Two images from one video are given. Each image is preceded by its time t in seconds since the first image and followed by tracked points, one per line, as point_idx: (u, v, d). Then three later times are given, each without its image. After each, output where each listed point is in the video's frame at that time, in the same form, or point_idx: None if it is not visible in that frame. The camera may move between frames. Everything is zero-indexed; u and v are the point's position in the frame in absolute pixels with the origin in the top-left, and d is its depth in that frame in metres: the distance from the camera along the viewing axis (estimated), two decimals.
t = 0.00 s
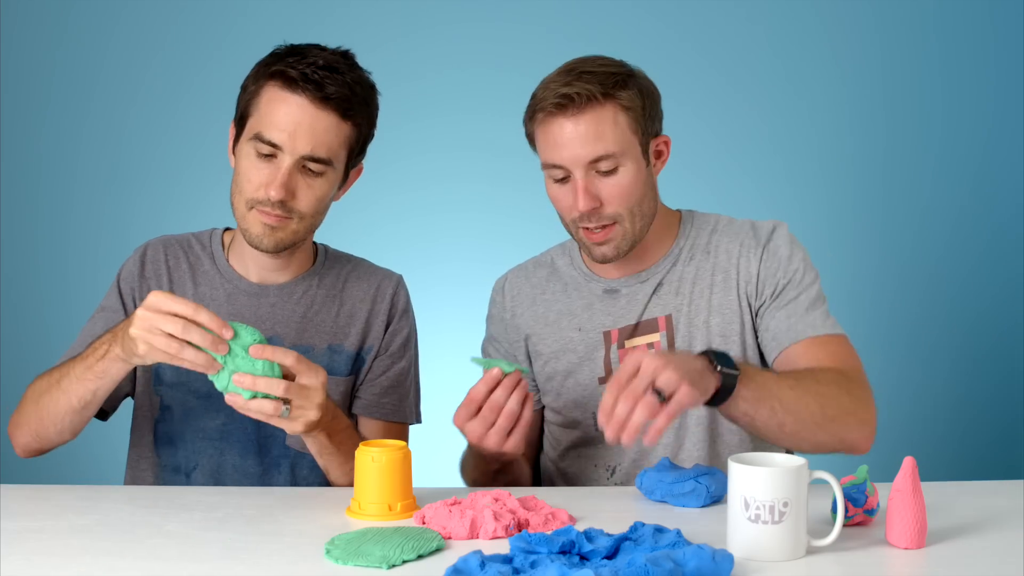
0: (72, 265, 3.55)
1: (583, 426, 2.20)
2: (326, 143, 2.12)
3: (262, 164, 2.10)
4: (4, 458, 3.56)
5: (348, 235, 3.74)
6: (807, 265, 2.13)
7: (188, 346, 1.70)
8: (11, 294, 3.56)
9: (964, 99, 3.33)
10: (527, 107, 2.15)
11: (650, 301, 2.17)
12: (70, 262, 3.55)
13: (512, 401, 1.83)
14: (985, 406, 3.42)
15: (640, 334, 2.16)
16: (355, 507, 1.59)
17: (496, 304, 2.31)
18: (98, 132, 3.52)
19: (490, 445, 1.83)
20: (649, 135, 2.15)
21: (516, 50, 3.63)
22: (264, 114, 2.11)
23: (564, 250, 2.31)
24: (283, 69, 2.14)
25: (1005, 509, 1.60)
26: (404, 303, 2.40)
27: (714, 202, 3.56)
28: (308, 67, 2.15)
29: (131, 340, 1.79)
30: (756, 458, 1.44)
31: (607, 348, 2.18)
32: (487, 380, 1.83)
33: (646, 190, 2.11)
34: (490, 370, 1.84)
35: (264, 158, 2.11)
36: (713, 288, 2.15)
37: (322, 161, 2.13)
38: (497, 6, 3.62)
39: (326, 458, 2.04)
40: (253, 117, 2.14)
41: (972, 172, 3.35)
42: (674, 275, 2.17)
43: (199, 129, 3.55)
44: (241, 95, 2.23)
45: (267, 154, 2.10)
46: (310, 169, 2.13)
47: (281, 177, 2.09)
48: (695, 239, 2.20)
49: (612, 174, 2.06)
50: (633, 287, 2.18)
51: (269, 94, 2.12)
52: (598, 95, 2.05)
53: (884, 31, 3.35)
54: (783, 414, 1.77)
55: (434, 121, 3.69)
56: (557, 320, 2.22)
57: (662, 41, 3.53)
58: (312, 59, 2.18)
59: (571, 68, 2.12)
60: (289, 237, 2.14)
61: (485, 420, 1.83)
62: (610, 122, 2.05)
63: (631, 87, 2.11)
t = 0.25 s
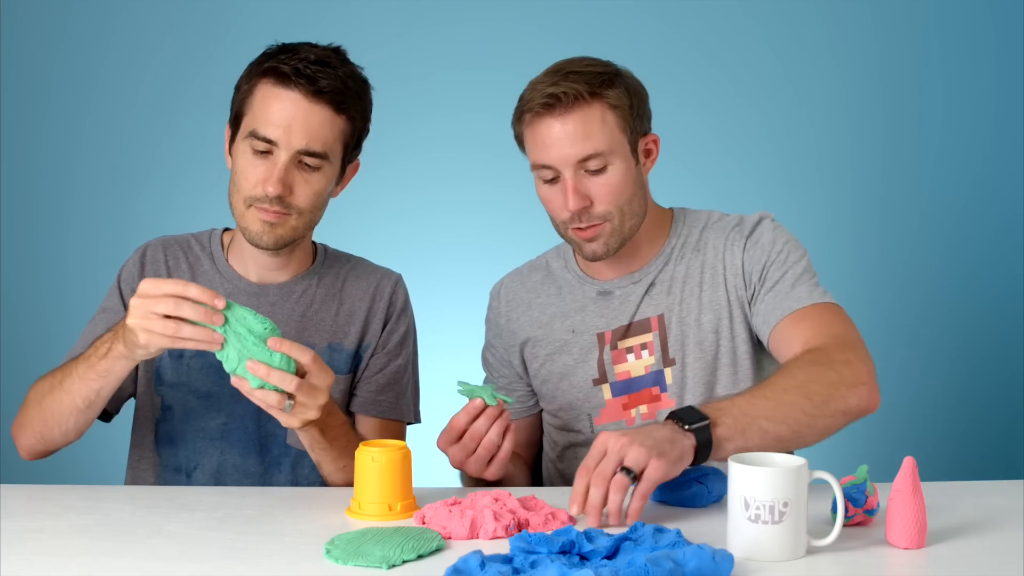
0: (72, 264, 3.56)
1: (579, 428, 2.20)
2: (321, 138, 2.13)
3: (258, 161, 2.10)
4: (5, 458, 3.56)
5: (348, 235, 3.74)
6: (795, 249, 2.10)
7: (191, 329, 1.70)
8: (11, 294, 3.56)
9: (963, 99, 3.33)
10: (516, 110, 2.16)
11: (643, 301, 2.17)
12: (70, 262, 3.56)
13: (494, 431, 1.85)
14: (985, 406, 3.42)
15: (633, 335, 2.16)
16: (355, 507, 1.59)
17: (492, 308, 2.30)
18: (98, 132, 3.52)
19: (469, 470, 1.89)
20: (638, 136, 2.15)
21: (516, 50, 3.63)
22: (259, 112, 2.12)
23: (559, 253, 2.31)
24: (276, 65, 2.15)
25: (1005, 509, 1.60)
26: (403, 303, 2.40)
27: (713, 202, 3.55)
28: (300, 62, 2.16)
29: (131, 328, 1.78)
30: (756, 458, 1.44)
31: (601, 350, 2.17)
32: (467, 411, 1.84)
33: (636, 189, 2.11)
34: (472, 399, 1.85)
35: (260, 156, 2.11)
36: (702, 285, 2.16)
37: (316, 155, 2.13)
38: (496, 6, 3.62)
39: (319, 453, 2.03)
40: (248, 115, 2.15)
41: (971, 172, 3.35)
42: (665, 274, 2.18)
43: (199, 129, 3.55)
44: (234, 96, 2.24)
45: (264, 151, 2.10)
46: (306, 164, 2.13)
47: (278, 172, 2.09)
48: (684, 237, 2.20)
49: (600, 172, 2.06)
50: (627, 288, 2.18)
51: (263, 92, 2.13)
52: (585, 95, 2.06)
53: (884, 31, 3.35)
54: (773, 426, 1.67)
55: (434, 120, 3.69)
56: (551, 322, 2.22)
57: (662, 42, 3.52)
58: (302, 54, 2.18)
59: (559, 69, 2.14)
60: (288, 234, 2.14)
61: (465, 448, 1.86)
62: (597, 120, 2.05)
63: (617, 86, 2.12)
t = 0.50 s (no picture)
0: (72, 264, 3.56)
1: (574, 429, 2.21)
2: (315, 131, 2.13)
3: (253, 160, 2.10)
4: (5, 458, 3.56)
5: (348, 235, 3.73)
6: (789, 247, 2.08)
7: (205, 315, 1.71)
8: (11, 294, 3.55)
9: (963, 99, 3.33)
10: (496, 104, 2.20)
11: (637, 303, 2.17)
12: (70, 262, 3.56)
13: (495, 432, 1.85)
14: (985, 407, 3.42)
15: (627, 337, 2.16)
16: (355, 507, 1.59)
17: (491, 309, 2.31)
18: (98, 132, 3.52)
19: (468, 469, 1.89)
20: (615, 127, 2.17)
21: (516, 50, 3.63)
22: (251, 110, 2.12)
23: (557, 253, 2.32)
24: (264, 63, 2.14)
25: (1005, 509, 1.60)
26: (401, 301, 2.39)
27: (713, 202, 3.55)
28: (287, 58, 2.15)
29: (147, 317, 1.81)
30: (755, 458, 1.44)
31: (595, 352, 2.18)
32: (469, 409, 1.84)
33: (611, 178, 2.13)
34: (474, 398, 1.85)
35: (254, 154, 2.11)
36: (694, 288, 2.15)
37: (313, 148, 2.13)
38: (496, 6, 3.62)
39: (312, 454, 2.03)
40: (239, 115, 2.15)
41: (971, 172, 3.35)
42: (659, 275, 2.17)
43: (199, 129, 3.55)
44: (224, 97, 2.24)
45: (258, 150, 2.10)
46: (302, 159, 2.13)
47: (275, 169, 2.09)
48: (679, 238, 2.20)
49: (572, 161, 2.09)
50: (622, 289, 2.18)
51: (253, 90, 2.13)
52: (552, 84, 2.11)
53: (884, 32, 3.35)
54: (761, 432, 1.65)
55: (434, 121, 3.69)
56: (547, 323, 2.23)
57: (662, 42, 3.52)
58: (289, 50, 2.18)
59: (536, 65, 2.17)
60: (290, 230, 2.14)
61: (465, 446, 1.86)
62: (566, 109, 2.09)
63: (590, 77, 2.15)
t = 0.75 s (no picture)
0: (72, 264, 3.56)
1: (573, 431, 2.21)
2: (309, 126, 2.13)
3: (252, 163, 2.10)
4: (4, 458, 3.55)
5: (348, 236, 3.74)
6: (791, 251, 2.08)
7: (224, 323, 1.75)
8: (11, 294, 3.55)
9: (963, 100, 3.33)
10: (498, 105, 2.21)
11: (636, 303, 2.17)
12: (70, 262, 3.56)
13: (489, 441, 1.85)
14: (985, 407, 3.42)
15: (626, 338, 2.16)
16: (355, 507, 1.59)
17: (489, 309, 2.31)
18: (98, 132, 3.52)
19: (464, 480, 1.88)
20: (618, 126, 2.17)
21: (516, 51, 3.63)
22: (240, 114, 2.12)
23: (556, 253, 2.32)
24: (249, 66, 2.14)
25: (1005, 510, 1.60)
26: (401, 301, 2.38)
27: (713, 202, 3.55)
28: (271, 58, 2.15)
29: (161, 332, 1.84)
30: (755, 458, 1.44)
31: (595, 353, 2.18)
32: (462, 418, 1.85)
33: (616, 177, 2.13)
34: (467, 408, 1.85)
35: (252, 158, 2.11)
36: (694, 289, 2.15)
37: (310, 145, 2.13)
38: (496, 6, 3.62)
39: (315, 447, 2.04)
40: (229, 120, 2.15)
41: (970, 172, 3.35)
42: (659, 276, 2.17)
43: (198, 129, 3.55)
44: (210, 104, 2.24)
45: (254, 153, 2.11)
46: (299, 156, 2.13)
47: (275, 170, 2.09)
48: (678, 238, 2.20)
49: (576, 160, 2.10)
50: (621, 290, 2.18)
51: (240, 94, 2.13)
52: (556, 83, 2.12)
53: (884, 32, 3.35)
54: (749, 429, 1.66)
55: (434, 121, 3.69)
56: (546, 324, 2.23)
57: (662, 42, 3.52)
58: (271, 50, 2.17)
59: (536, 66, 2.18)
60: (294, 229, 2.15)
61: (459, 456, 1.86)
62: (569, 108, 2.10)
63: (592, 76, 2.16)
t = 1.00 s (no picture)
0: (72, 265, 3.55)
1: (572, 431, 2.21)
2: (312, 131, 2.13)
3: (256, 170, 2.11)
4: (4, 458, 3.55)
5: (348, 236, 3.73)
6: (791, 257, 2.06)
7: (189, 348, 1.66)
8: (11, 294, 3.55)
9: (962, 100, 3.34)
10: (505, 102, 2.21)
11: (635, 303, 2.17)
12: (70, 262, 3.55)
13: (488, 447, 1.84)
14: (985, 407, 3.42)
15: (626, 338, 2.16)
16: (355, 507, 1.58)
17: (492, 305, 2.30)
18: (98, 133, 3.52)
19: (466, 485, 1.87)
20: (625, 126, 2.18)
21: (516, 51, 3.63)
22: (240, 122, 2.12)
23: (561, 252, 2.32)
24: (247, 73, 2.14)
25: (1005, 510, 1.60)
26: (399, 299, 2.38)
27: (712, 202, 3.55)
28: (269, 63, 2.14)
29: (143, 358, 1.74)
30: (756, 458, 1.44)
31: (594, 352, 2.18)
32: (461, 425, 1.84)
33: (622, 176, 2.14)
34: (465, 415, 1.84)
35: (254, 165, 2.11)
36: (693, 288, 2.15)
37: (313, 149, 2.13)
38: (495, 6, 3.62)
39: (307, 443, 2.06)
40: (228, 127, 2.14)
41: (970, 172, 3.35)
42: (660, 276, 2.18)
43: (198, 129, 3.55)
44: (204, 110, 2.22)
45: (256, 160, 2.11)
46: (301, 160, 2.13)
47: (280, 177, 2.09)
48: (680, 239, 2.19)
49: (582, 159, 2.10)
50: (623, 290, 2.18)
51: (240, 102, 2.12)
52: (565, 80, 2.12)
53: (883, 33, 3.35)
54: (705, 434, 1.61)
55: (433, 121, 3.69)
56: (548, 322, 2.23)
57: (662, 42, 3.52)
58: (267, 55, 2.16)
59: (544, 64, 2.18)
60: (298, 233, 2.15)
61: (459, 461, 1.86)
62: (577, 106, 2.10)
63: (601, 74, 2.16)
